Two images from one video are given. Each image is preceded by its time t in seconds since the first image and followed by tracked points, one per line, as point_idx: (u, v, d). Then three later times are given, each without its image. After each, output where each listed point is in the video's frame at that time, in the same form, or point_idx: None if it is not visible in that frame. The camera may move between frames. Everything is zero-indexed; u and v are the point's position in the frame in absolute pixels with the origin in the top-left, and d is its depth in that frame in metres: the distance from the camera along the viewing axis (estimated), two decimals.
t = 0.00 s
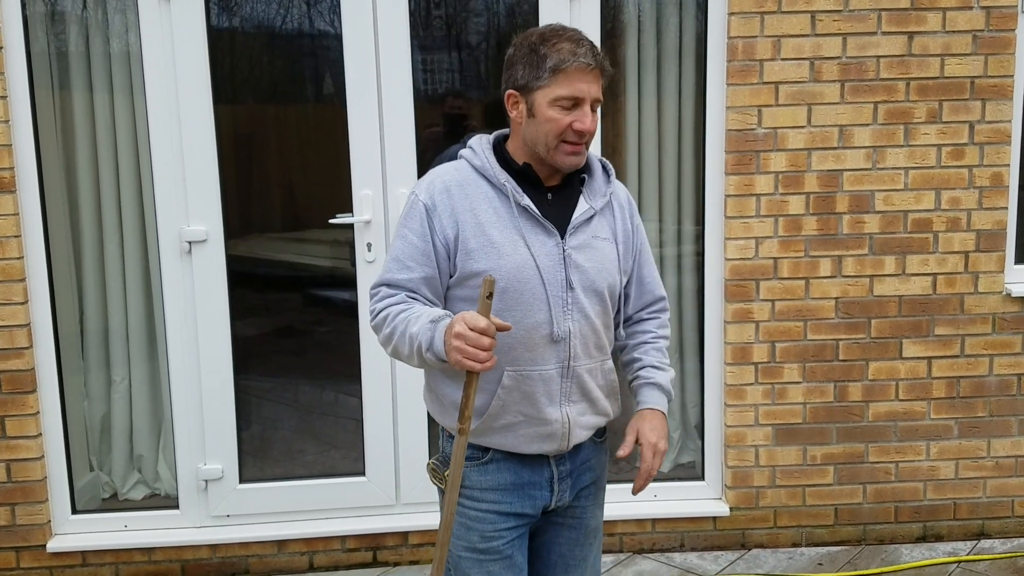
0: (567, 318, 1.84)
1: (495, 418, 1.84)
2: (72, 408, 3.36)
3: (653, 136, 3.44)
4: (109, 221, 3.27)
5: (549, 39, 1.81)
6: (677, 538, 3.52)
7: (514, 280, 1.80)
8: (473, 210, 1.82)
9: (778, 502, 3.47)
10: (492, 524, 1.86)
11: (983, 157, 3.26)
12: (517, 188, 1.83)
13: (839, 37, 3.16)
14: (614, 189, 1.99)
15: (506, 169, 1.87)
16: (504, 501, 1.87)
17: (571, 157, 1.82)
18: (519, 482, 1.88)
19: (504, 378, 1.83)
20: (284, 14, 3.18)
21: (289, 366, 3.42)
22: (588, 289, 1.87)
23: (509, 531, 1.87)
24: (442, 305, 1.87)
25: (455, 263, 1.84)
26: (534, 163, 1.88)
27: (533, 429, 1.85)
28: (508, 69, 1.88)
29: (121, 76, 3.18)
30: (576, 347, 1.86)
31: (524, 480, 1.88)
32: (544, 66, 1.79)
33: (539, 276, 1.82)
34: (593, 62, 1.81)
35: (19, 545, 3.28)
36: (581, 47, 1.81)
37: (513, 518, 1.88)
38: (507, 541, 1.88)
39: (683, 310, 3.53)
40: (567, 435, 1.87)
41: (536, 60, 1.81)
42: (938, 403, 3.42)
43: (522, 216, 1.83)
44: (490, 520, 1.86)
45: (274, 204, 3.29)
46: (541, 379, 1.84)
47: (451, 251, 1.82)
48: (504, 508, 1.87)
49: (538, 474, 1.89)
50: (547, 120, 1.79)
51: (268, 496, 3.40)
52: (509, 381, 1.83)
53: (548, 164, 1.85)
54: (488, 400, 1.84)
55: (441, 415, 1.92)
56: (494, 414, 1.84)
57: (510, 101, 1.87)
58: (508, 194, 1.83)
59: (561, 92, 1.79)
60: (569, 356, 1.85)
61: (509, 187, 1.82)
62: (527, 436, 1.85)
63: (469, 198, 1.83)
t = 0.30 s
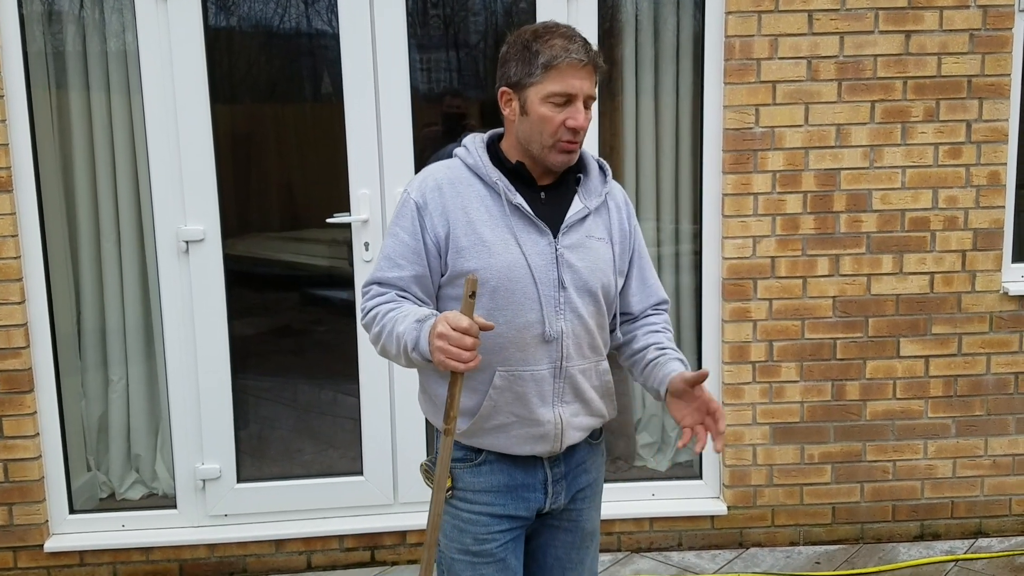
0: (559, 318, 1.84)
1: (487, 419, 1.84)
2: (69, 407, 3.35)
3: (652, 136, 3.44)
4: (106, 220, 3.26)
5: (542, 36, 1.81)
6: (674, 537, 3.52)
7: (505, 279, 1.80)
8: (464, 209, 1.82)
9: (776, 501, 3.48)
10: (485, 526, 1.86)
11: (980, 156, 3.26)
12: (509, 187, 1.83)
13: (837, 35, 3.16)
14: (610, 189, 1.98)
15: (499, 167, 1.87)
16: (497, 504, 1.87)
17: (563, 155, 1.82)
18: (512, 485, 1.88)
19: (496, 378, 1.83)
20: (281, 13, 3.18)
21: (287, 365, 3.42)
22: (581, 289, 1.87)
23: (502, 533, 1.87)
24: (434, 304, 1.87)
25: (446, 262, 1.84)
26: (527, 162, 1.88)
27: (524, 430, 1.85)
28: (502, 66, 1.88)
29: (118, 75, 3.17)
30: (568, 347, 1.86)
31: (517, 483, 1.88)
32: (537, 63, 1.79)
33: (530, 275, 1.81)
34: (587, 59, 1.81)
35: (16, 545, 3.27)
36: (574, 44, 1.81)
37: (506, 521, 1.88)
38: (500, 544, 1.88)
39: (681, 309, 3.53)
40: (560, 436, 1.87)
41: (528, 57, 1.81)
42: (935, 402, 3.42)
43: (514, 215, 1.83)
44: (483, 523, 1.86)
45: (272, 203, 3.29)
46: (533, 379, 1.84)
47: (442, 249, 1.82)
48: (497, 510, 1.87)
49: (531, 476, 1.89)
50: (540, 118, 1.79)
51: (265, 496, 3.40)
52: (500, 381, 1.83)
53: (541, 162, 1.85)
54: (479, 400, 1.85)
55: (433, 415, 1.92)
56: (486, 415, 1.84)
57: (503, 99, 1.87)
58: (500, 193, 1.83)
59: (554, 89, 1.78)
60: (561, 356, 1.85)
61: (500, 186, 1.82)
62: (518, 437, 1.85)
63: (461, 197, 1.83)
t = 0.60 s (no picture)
0: (557, 317, 1.84)
1: (486, 419, 1.84)
2: (68, 407, 3.35)
3: (651, 136, 3.44)
4: (105, 220, 3.26)
5: (544, 36, 1.81)
6: (673, 536, 3.52)
7: (504, 279, 1.80)
8: (463, 209, 1.82)
9: (775, 500, 3.48)
10: (484, 527, 1.86)
11: (979, 155, 3.27)
12: (508, 187, 1.83)
13: (835, 35, 3.16)
14: (610, 189, 1.98)
15: (498, 168, 1.87)
16: (496, 504, 1.87)
17: (563, 155, 1.82)
18: (511, 486, 1.88)
19: (494, 379, 1.83)
20: (280, 12, 3.18)
21: (286, 365, 3.42)
22: (579, 289, 1.87)
23: (501, 534, 1.87)
24: (432, 304, 1.87)
25: (444, 262, 1.84)
26: (526, 161, 1.88)
27: (523, 430, 1.85)
28: (503, 65, 1.88)
29: (117, 75, 3.17)
30: (567, 347, 1.86)
31: (516, 484, 1.88)
32: (538, 63, 1.79)
33: (529, 275, 1.81)
34: (589, 59, 1.81)
35: (15, 544, 3.27)
36: (576, 44, 1.81)
37: (505, 521, 1.88)
38: (500, 545, 1.88)
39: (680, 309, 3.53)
40: (558, 436, 1.87)
41: (530, 57, 1.80)
42: (934, 401, 3.42)
43: (513, 215, 1.83)
44: (482, 523, 1.86)
45: (271, 203, 3.29)
46: (531, 379, 1.84)
47: (440, 249, 1.82)
48: (496, 511, 1.87)
49: (530, 477, 1.89)
50: (541, 118, 1.79)
51: (264, 495, 3.40)
52: (499, 382, 1.83)
53: (540, 162, 1.85)
54: (478, 399, 1.85)
55: (431, 416, 1.92)
56: (484, 415, 1.84)
57: (504, 98, 1.87)
58: (499, 193, 1.83)
59: (555, 89, 1.78)
60: (560, 356, 1.85)
61: (499, 186, 1.82)
62: (517, 438, 1.85)
63: (459, 197, 1.83)
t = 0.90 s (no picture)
0: (561, 319, 1.84)
1: (489, 420, 1.84)
2: (66, 406, 3.34)
3: (649, 136, 3.44)
4: (103, 219, 3.26)
5: (553, 37, 1.81)
6: (671, 537, 3.52)
7: (508, 280, 1.80)
8: (467, 209, 1.82)
9: (772, 501, 3.48)
10: (487, 527, 1.86)
11: (977, 156, 3.27)
12: (512, 188, 1.83)
13: (834, 36, 3.16)
14: (611, 190, 1.99)
15: (502, 169, 1.87)
16: (498, 504, 1.87)
17: (571, 157, 1.83)
18: (513, 485, 1.88)
19: (498, 380, 1.83)
20: (279, 12, 3.17)
21: (284, 365, 3.41)
22: (583, 290, 1.88)
23: (503, 533, 1.87)
24: (435, 305, 1.87)
25: (448, 263, 1.83)
26: (531, 163, 1.88)
27: (526, 430, 1.85)
28: (510, 66, 1.87)
29: (115, 74, 3.17)
30: (570, 348, 1.86)
31: (518, 483, 1.88)
32: (548, 64, 1.79)
33: (533, 276, 1.81)
34: (597, 62, 1.81)
35: (12, 544, 3.27)
36: (585, 46, 1.81)
37: (508, 521, 1.88)
38: (502, 544, 1.88)
39: (678, 309, 3.54)
40: (561, 436, 1.87)
41: (539, 59, 1.80)
42: (932, 402, 3.43)
43: (517, 215, 1.83)
44: (484, 523, 1.86)
45: (270, 202, 3.28)
46: (535, 380, 1.84)
47: (444, 250, 1.82)
48: (498, 510, 1.87)
49: (532, 477, 1.89)
50: (550, 119, 1.79)
51: (262, 495, 3.40)
52: (502, 382, 1.83)
53: (546, 164, 1.85)
54: (481, 400, 1.84)
55: (434, 417, 1.92)
56: (488, 416, 1.84)
57: (511, 99, 1.87)
58: (503, 194, 1.83)
59: (565, 91, 1.78)
60: (564, 357, 1.85)
61: (503, 186, 1.82)
62: (520, 438, 1.85)
63: (463, 197, 1.83)
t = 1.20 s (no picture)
0: (566, 317, 1.84)
1: (493, 417, 1.84)
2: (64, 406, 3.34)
3: (648, 138, 3.44)
4: (102, 219, 3.26)
5: (559, 41, 1.82)
6: (669, 538, 3.53)
7: (513, 278, 1.80)
8: (472, 208, 1.82)
9: (771, 502, 3.48)
10: (488, 526, 1.86)
11: (976, 158, 3.27)
12: (517, 187, 1.83)
13: (833, 38, 3.17)
14: (613, 190, 2.00)
15: (507, 168, 1.87)
16: (500, 503, 1.87)
17: (575, 161, 1.83)
18: (515, 485, 1.88)
19: (502, 378, 1.83)
20: (279, 12, 3.17)
21: (283, 365, 3.41)
22: (587, 289, 1.88)
23: (505, 533, 1.87)
24: (439, 303, 1.86)
25: (453, 260, 1.83)
26: (535, 165, 1.88)
27: (530, 429, 1.85)
28: (515, 69, 1.88)
29: (115, 74, 3.16)
30: (574, 348, 1.86)
31: (520, 483, 1.88)
32: (554, 68, 1.79)
33: (538, 274, 1.82)
34: (603, 66, 1.82)
35: (9, 544, 3.26)
36: (591, 51, 1.82)
37: (509, 520, 1.88)
38: (503, 544, 1.88)
39: (677, 310, 3.54)
40: (564, 435, 1.87)
41: (545, 62, 1.81)
42: (930, 404, 3.43)
43: (522, 214, 1.83)
44: (486, 523, 1.86)
45: (269, 202, 3.28)
46: (539, 379, 1.84)
47: (449, 248, 1.82)
48: (500, 510, 1.87)
49: (534, 476, 1.89)
50: (555, 123, 1.79)
51: (261, 496, 3.40)
52: (506, 381, 1.83)
53: (550, 167, 1.85)
54: (486, 398, 1.84)
55: (438, 417, 1.92)
56: (491, 414, 1.84)
57: (516, 102, 1.87)
58: (509, 192, 1.83)
59: (571, 95, 1.79)
60: (568, 356, 1.86)
61: (509, 185, 1.83)
62: (523, 436, 1.85)
63: (469, 196, 1.83)
